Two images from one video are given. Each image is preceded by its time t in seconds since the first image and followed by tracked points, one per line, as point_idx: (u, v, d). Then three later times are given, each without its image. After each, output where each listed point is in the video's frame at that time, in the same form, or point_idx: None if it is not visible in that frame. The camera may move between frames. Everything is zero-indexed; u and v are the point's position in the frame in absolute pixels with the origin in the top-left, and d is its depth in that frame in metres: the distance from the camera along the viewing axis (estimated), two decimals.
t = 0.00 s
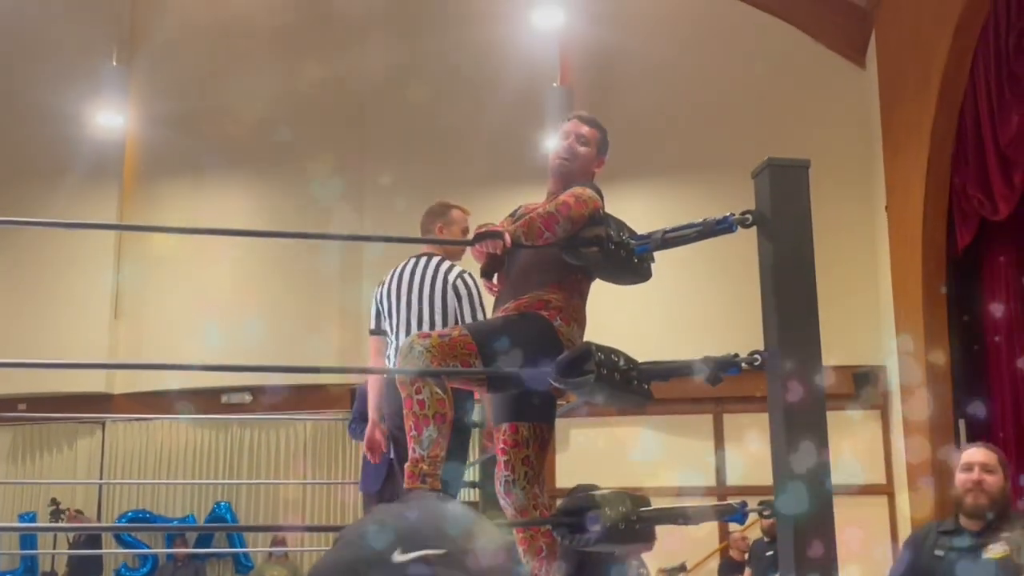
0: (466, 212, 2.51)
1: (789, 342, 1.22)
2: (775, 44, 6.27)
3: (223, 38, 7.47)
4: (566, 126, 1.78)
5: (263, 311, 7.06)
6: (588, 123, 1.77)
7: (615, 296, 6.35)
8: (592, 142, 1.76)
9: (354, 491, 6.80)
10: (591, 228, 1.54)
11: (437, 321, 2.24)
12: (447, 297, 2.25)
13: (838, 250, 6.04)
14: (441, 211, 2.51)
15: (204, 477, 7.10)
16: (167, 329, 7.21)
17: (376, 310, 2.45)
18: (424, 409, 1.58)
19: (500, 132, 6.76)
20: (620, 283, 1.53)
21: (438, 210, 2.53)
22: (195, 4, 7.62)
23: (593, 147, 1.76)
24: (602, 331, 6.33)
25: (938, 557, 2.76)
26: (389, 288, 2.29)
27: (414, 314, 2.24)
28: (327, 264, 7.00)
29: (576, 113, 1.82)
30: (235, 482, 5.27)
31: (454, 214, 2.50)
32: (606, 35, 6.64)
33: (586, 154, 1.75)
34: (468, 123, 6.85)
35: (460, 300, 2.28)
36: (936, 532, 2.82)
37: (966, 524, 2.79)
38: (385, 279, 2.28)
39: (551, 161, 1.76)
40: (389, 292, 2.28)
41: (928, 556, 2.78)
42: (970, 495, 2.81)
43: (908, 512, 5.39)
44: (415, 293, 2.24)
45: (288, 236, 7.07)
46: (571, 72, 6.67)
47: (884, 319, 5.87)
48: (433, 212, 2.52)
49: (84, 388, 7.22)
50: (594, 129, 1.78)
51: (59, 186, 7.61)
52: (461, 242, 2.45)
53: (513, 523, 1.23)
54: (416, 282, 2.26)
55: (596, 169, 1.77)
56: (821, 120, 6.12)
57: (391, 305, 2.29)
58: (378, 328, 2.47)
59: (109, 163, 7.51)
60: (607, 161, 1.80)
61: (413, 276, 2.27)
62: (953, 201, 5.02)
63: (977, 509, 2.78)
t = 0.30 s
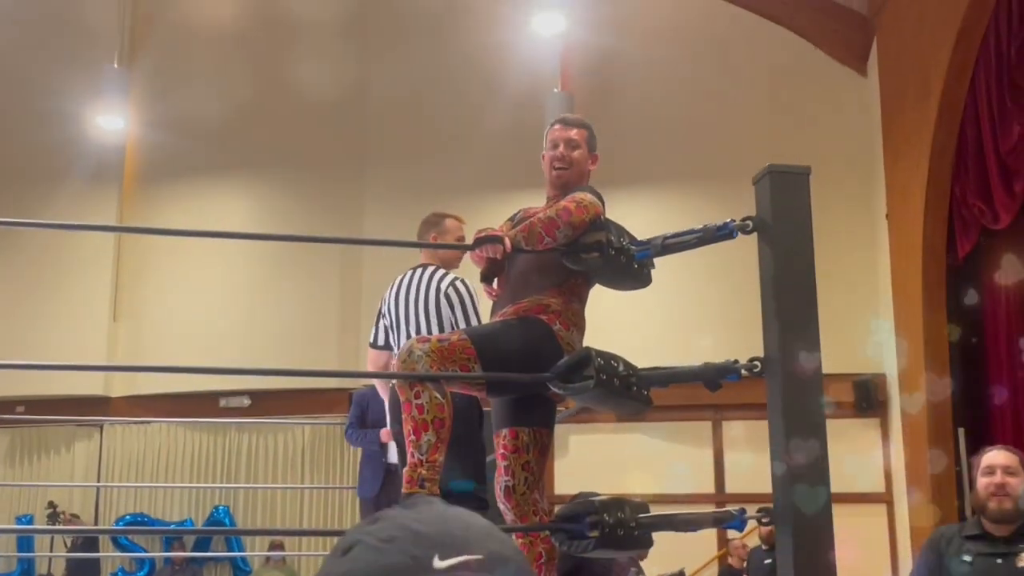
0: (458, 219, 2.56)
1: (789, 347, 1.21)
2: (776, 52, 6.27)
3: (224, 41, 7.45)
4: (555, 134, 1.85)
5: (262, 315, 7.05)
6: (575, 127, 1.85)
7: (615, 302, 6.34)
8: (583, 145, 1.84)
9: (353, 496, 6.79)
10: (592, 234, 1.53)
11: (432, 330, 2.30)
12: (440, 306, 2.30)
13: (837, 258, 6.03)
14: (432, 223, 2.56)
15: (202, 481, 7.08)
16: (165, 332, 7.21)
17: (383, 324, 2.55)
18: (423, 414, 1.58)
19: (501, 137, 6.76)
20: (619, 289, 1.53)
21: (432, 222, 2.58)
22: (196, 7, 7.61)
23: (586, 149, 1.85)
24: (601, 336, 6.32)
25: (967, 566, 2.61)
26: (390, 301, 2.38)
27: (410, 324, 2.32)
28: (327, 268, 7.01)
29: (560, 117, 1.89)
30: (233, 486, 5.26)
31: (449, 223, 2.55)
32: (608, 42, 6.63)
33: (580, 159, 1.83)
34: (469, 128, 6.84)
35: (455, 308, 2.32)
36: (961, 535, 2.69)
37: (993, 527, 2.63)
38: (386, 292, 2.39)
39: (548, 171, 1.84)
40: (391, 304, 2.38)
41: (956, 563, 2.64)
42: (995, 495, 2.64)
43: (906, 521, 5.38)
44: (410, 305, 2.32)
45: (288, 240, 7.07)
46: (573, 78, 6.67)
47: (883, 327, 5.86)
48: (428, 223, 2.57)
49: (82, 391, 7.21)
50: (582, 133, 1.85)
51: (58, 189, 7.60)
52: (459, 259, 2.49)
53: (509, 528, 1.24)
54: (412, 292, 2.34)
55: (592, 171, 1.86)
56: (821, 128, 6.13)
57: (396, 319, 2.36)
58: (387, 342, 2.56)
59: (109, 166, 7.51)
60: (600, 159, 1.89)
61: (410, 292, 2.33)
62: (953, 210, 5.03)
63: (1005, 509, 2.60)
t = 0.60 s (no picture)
0: (468, 227, 2.58)
1: (794, 350, 1.21)
2: (781, 56, 6.28)
3: (229, 43, 7.47)
4: (554, 137, 1.85)
5: (265, 317, 7.05)
6: (573, 129, 1.86)
7: (618, 305, 6.34)
8: (582, 147, 1.85)
9: (356, 498, 6.79)
10: (597, 237, 1.53)
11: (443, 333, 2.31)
12: (450, 310, 2.30)
13: (841, 263, 6.03)
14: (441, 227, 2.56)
15: (204, 482, 7.09)
16: (169, 333, 7.21)
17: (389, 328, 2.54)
18: (427, 416, 1.58)
19: (505, 139, 6.76)
20: (626, 292, 1.53)
21: (439, 225, 2.58)
22: (201, 9, 7.62)
23: (586, 151, 1.85)
24: (604, 339, 6.32)
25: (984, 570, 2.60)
26: (399, 304, 2.39)
27: (419, 328, 2.32)
28: (332, 270, 7.01)
29: (558, 119, 1.89)
30: (235, 488, 5.26)
31: (459, 230, 2.56)
32: (612, 45, 6.64)
33: (581, 161, 1.83)
34: (472, 130, 6.85)
35: (465, 313, 2.32)
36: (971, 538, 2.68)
37: (1005, 530, 2.64)
38: (393, 295, 2.39)
39: (549, 175, 1.84)
40: (399, 308, 2.38)
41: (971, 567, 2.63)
42: (1001, 497, 2.63)
43: (909, 526, 5.38)
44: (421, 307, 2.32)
45: (292, 242, 7.08)
46: (578, 81, 6.68)
47: (887, 332, 5.86)
48: (437, 228, 2.57)
49: (85, 392, 7.22)
50: (581, 136, 1.86)
51: (63, 189, 7.62)
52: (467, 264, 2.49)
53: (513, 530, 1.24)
54: (421, 296, 2.34)
55: (593, 173, 1.86)
56: (825, 133, 6.13)
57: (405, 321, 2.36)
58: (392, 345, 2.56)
59: (114, 167, 7.52)
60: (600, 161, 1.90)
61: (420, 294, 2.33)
62: (957, 215, 5.03)
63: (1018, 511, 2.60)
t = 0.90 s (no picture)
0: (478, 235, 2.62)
1: (795, 352, 1.21)
2: (784, 59, 6.27)
3: (233, 44, 7.47)
4: (554, 139, 1.86)
5: (268, 318, 7.06)
6: (572, 130, 1.87)
7: (620, 308, 6.34)
8: (582, 148, 1.86)
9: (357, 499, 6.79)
10: (599, 240, 1.53)
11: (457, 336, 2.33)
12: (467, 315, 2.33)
13: (844, 266, 6.03)
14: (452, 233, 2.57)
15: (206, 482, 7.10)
16: (172, 333, 7.22)
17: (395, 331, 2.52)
18: (428, 417, 1.58)
19: (508, 141, 6.76)
20: (627, 295, 1.52)
21: (452, 232, 2.59)
22: (205, 11, 7.63)
23: (585, 151, 1.86)
24: (607, 342, 6.32)
25: None
26: (409, 305, 2.38)
27: (432, 331, 2.33)
28: (334, 271, 7.01)
29: (558, 122, 1.91)
30: (236, 488, 5.26)
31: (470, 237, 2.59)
32: (616, 48, 6.65)
33: (581, 161, 1.84)
34: (475, 131, 6.85)
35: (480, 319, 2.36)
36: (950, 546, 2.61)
37: (983, 538, 2.61)
38: (404, 298, 2.39)
39: (549, 176, 1.85)
40: (405, 310, 2.38)
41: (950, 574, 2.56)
42: (993, 507, 2.60)
43: (911, 530, 5.37)
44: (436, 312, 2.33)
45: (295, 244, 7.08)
46: (582, 83, 6.68)
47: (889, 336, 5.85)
48: (450, 235, 2.59)
49: (88, 392, 7.23)
50: (581, 136, 1.87)
51: (67, 189, 7.63)
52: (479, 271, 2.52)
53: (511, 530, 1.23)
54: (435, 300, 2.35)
55: (593, 173, 1.87)
56: (829, 136, 6.13)
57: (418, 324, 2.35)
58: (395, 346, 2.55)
59: (119, 168, 7.53)
60: (600, 161, 1.90)
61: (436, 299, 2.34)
62: (960, 219, 5.03)
63: (1007, 522, 2.58)
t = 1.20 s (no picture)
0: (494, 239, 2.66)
1: (797, 352, 1.21)
2: (788, 60, 6.27)
3: (238, 43, 7.48)
4: (549, 131, 1.88)
5: (271, 316, 7.06)
6: (565, 127, 1.88)
7: (623, 307, 6.35)
8: (573, 144, 1.87)
9: (359, 498, 6.79)
10: (603, 238, 1.53)
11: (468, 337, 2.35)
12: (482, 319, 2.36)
13: (848, 267, 6.02)
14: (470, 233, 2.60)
15: (209, 481, 7.10)
16: (175, 331, 7.23)
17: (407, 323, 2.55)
18: (423, 406, 1.62)
19: (511, 139, 6.75)
20: (627, 292, 1.52)
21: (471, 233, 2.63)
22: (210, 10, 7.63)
23: (575, 148, 1.87)
24: (609, 342, 6.32)
25: None
26: (424, 300, 2.41)
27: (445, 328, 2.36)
28: (338, 271, 7.02)
29: (552, 117, 1.92)
30: (238, 487, 5.26)
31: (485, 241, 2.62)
32: (620, 48, 6.65)
33: (569, 156, 1.84)
34: (478, 130, 6.85)
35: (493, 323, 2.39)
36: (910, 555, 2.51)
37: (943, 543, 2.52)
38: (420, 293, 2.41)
39: (537, 167, 1.85)
40: (422, 307, 2.41)
41: None
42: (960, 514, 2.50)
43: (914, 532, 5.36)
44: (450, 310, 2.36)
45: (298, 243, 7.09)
46: (586, 82, 6.69)
47: (893, 337, 5.85)
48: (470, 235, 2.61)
49: (90, 390, 7.23)
50: (573, 134, 1.88)
51: (70, 188, 7.64)
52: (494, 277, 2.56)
53: (513, 526, 1.23)
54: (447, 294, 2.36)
55: (580, 171, 1.87)
56: (833, 136, 6.13)
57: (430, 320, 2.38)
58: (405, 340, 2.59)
59: (122, 166, 7.53)
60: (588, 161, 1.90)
61: (450, 297, 2.37)
62: (964, 220, 5.03)
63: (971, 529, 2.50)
